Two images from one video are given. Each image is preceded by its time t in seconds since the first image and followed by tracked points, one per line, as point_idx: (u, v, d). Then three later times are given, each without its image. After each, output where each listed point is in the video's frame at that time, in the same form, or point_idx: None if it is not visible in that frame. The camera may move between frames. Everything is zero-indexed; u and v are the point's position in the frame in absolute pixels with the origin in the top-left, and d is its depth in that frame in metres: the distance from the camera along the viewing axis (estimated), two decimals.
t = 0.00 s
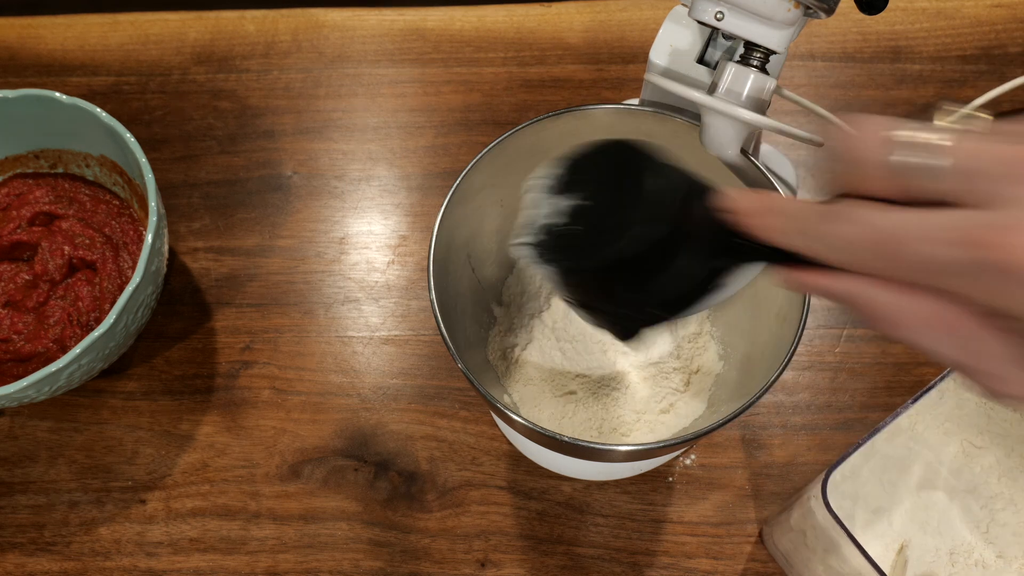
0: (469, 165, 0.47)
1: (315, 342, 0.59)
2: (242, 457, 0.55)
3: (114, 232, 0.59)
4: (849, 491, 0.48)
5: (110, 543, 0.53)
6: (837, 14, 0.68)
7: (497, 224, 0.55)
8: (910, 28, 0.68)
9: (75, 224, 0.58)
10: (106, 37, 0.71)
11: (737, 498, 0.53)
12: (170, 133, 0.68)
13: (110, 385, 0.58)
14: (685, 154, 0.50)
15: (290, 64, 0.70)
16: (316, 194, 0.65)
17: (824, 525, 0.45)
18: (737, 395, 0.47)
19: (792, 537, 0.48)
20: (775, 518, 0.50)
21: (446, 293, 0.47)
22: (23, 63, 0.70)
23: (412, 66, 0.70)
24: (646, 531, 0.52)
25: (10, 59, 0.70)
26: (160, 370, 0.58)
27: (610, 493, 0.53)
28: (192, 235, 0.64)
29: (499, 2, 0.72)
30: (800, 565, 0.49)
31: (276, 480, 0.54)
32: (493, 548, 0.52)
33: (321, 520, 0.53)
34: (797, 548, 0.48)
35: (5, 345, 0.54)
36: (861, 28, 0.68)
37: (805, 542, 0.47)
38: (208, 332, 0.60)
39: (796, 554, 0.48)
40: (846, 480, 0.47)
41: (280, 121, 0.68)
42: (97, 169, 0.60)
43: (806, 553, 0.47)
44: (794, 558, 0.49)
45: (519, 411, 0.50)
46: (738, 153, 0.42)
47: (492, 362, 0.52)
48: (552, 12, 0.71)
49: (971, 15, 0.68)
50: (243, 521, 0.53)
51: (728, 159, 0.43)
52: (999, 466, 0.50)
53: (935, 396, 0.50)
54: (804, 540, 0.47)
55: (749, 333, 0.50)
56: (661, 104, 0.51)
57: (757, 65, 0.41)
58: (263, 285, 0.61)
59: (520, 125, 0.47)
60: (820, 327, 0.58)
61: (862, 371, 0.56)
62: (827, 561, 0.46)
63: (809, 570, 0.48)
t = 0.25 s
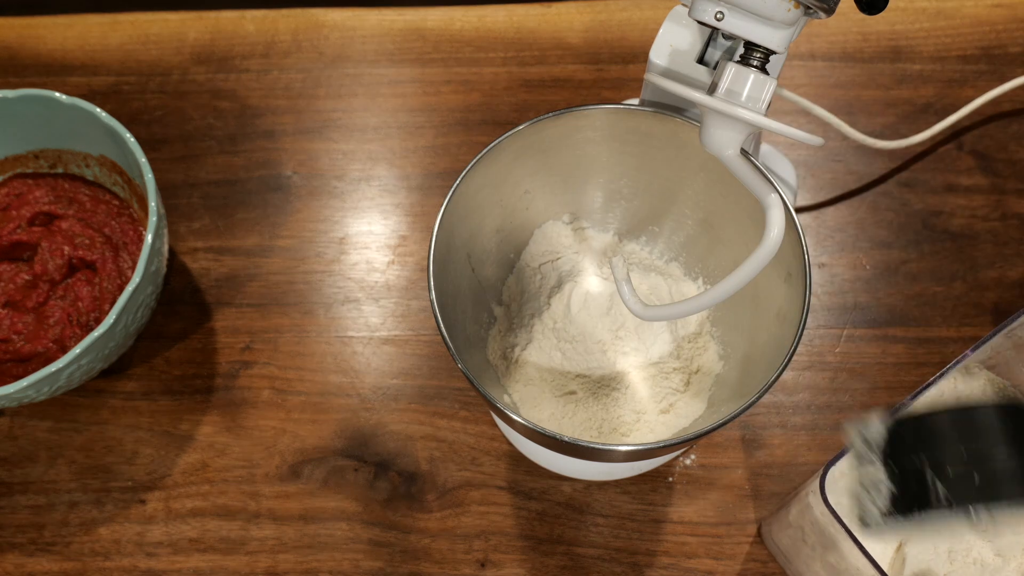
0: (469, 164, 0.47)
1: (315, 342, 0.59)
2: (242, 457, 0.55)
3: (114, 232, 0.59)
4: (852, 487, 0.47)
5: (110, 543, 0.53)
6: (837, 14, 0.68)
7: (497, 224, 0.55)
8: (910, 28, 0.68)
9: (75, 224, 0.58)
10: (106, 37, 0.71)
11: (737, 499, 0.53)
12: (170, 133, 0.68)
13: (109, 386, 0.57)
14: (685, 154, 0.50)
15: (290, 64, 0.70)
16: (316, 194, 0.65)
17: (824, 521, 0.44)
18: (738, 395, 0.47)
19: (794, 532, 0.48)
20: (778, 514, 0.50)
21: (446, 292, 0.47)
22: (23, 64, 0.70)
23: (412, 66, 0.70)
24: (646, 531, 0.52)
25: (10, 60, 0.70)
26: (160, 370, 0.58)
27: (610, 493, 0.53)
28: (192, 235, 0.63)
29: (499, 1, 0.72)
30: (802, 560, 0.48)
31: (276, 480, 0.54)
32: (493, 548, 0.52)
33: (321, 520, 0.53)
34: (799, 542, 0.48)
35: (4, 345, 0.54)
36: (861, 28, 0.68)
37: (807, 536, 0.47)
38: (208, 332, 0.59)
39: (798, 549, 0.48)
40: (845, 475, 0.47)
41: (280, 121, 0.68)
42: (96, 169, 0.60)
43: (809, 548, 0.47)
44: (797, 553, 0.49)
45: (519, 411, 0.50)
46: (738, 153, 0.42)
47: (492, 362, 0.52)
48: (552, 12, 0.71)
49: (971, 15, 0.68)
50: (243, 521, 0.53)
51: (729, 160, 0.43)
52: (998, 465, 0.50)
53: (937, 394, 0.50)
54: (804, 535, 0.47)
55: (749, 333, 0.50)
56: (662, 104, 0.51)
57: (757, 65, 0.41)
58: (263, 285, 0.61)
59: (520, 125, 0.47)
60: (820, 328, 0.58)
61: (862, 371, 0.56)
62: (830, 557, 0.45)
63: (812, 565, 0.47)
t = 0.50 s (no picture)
0: (469, 164, 0.47)
1: (315, 342, 0.59)
2: (242, 457, 0.55)
3: (114, 232, 0.59)
4: (849, 488, 0.47)
5: (110, 543, 0.53)
6: (837, 14, 0.68)
7: (497, 224, 0.55)
8: (910, 28, 0.68)
9: (75, 224, 0.58)
10: (106, 37, 0.71)
11: (737, 499, 0.53)
12: (170, 133, 0.68)
13: (109, 385, 0.57)
14: (686, 154, 0.50)
15: (290, 64, 0.70)
16: (316, 194, 0.65)
17: (825, 523, 0.44)
18: (738, 395, 0.48)
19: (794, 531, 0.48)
20: (778, 513, 0.50)
21: (446, 293, 0.47)
22: (23, 64, 0.70)
23: (411, 66, 0.70)
24: (646, 531, 0.52)
25: (10, 60, 0.70)
26: (160, 370, 0.58)
27: (610, 493, 0.53)
28: (192, 235, 0.63)
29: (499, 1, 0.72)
30: (802, 558, 0.48)
31: (276, 480, 0.54)
32: (493, 548, 0.52)
33: (321, 520, 0.53)
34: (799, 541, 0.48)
35: (5, 345, 0.54)
36: (861, 28, 0.68)
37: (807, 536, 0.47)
38: (208, 332, 0.59)
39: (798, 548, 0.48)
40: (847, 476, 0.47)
41: (280, 121, 0.68)
42: (96, 169, 0.60)
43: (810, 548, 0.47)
44: (797, 551, 0.48)
45: (519, 411, 0.50)
46: (737, 153, 0.42)
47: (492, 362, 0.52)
48: (552, 12, 0.71)
49: (971, 15, 0.68)
50: (243, 521, 0.53)
51: (729, 160, 0.43)
52: (998, 464, 0.50)
53: (939, 395, 0.50)
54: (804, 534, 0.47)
55: (749, 332, 0.50)
56: (662, 104, 0.51)
57: (757, 65, 0.41)
58: (263, 285, 0.61)
59: (520, 125, 0.47)
60: (820, 328, 0.58)
61: (862, 371, 0.56)
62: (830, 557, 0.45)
63: (812, 565, 0.47)
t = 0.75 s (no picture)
0: (469, 164, 0.47)
1: (315, 342, 0.59)
2: (242, 457, 0.55)
3: (114, 232, 0.59)
4: (849, 487, 0.48)
5: (110, 543, 0.53)
6: (837, 14, 0.68)
7: (496, 224, 0.55)
8: (910, 28, 0.68)
9: (75, 224, 0.58)
10: (106, 37, 0.71)
11: (737, 499, 0.53)
12: (170, 133, 0.68)
13: (109, 385, 0.57)
14: (685, 154, 0.50)
15: (290, 64, 0.70)
16: (316, 194, 0.65)
17: (825, 523, 0.44)
18: (738, 395, 0.48)
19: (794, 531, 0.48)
20: (778, 514, 0.50)
21: (446, 293, 0.47)
22: (23, 64, 0.70)
23: (411, 66, 0.70)
24: (646, 531, 0.52)
25: (10, 60, 0.70)
26: (160, 370, 0.58)
27: (610, 493, 0.53)
28: (192, 235, 0.63)
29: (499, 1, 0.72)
30: (802, 558, 0.48)
31: (276, 480, 0.54)
32: (493, 548, 0.52)
33: (321, 520, 0.53)
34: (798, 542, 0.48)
35: (5, 345, 0.54)
36: (861, 28, 0.68)
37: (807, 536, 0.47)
38: (208, 332, 0.59)
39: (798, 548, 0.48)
40: (846, 476, 0.47)
41: (280, 121, 0.68)
42: (96, 169, 0.60)
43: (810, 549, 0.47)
44: (796, 551, 0.48)
45: (519, 411, 0.50)
46: (737, 153, 0.42)
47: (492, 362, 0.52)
48: (552, 12, 0.70)
49: (971, 15, 0.68)
50: (243, 521, 0.53)
51: (729, 160, 0.43)
52: (1000, 464, 0.49)
53: (936, 396, 0.50)
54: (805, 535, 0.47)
55: (749, 332, 0.50)
56: (662, 104, 0.51)
57: (757, 65, 0.41)
58: (263, 285, 0.61)
59: (520, 125, 0.47)
60: (820, 328, 0.58)
61: (862, 371, 0.56)
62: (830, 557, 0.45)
63: (812, 565, 0.47)
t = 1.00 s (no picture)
0: (469, 164, 0.47)
1: (315, 342, 0.59)
2: (242, 457, 0.55)
3: (114, 232, 0.59)
4: (848, 487, 0.48)
5: (110, 543, 0.53)
6: (837, 14, 0.68)
7: (497, 224, 0.55)
8: (910, 28, 0.68)
9: (75, 224, 0.58)
10: (106, 37, 0.71)
11: (737, 499, 0.53)
12: (170, 133, 0.68)
13: (109, 386, 0.57)
14: (686, 154, 0.50)
15: (290, 64, 0.70)
16: (316, 194, 0.65)
17: (825, 523, 0.44)
18: (738, 395, 0.48)
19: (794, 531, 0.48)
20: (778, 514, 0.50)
21: (446, 293, 0.47)
22: (23, 64, 0.70)
23: (412, 66, 0.70)
24: (646, 532, 0.52)
25: (10, 60, 0.70)
26: (160, 370, 0.58)
27: (610, 493, 0.53)
28: (192, 235, 0.63)
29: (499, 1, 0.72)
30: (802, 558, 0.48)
31: (276, 480, 0.54)
32: (494, 548, 0.52)
33: (321, 520, 0.53)
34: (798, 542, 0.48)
35: (5, 345, 0.54)
36: (861, 28, 0.68)
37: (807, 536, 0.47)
38: (208, 332, 0.59)
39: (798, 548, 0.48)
40: (846, 475, 0.47)
41: (280, 122, 0.68)
42: (96, 169, 0.60)
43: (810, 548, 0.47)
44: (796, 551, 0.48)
45: (519, 411, 0.50)
46: (737, 153, 0.42)
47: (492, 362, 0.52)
48: (552, 12, 0.70)
49: (971, 15, 0.68)
50: (243, 521, 0.53)
51: (729, 160, 0.43)
52: (1001, 465, 0.49)
53: (936, 396, 0.50)
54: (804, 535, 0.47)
55: (749, 333, 0.50)
56: (662, 104, 0.51)
57: (757, 65, 0.41)
58: (263, 285, 0.61)
59: (520, 125, 0.47)
60: (820, 328, 0.58)
61: (862, 371, 0.56)
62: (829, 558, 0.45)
63: (812, 565, 0.47)
